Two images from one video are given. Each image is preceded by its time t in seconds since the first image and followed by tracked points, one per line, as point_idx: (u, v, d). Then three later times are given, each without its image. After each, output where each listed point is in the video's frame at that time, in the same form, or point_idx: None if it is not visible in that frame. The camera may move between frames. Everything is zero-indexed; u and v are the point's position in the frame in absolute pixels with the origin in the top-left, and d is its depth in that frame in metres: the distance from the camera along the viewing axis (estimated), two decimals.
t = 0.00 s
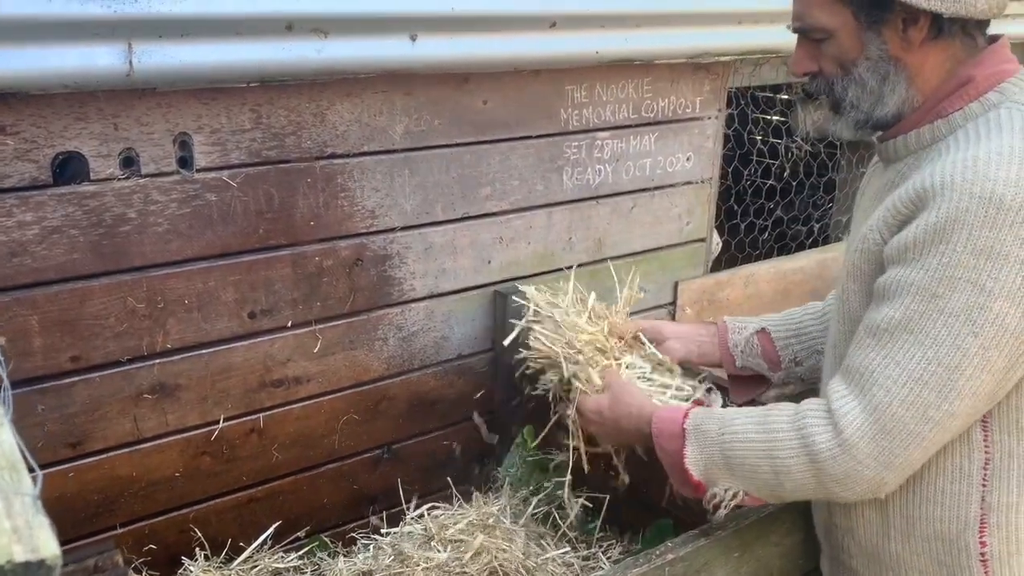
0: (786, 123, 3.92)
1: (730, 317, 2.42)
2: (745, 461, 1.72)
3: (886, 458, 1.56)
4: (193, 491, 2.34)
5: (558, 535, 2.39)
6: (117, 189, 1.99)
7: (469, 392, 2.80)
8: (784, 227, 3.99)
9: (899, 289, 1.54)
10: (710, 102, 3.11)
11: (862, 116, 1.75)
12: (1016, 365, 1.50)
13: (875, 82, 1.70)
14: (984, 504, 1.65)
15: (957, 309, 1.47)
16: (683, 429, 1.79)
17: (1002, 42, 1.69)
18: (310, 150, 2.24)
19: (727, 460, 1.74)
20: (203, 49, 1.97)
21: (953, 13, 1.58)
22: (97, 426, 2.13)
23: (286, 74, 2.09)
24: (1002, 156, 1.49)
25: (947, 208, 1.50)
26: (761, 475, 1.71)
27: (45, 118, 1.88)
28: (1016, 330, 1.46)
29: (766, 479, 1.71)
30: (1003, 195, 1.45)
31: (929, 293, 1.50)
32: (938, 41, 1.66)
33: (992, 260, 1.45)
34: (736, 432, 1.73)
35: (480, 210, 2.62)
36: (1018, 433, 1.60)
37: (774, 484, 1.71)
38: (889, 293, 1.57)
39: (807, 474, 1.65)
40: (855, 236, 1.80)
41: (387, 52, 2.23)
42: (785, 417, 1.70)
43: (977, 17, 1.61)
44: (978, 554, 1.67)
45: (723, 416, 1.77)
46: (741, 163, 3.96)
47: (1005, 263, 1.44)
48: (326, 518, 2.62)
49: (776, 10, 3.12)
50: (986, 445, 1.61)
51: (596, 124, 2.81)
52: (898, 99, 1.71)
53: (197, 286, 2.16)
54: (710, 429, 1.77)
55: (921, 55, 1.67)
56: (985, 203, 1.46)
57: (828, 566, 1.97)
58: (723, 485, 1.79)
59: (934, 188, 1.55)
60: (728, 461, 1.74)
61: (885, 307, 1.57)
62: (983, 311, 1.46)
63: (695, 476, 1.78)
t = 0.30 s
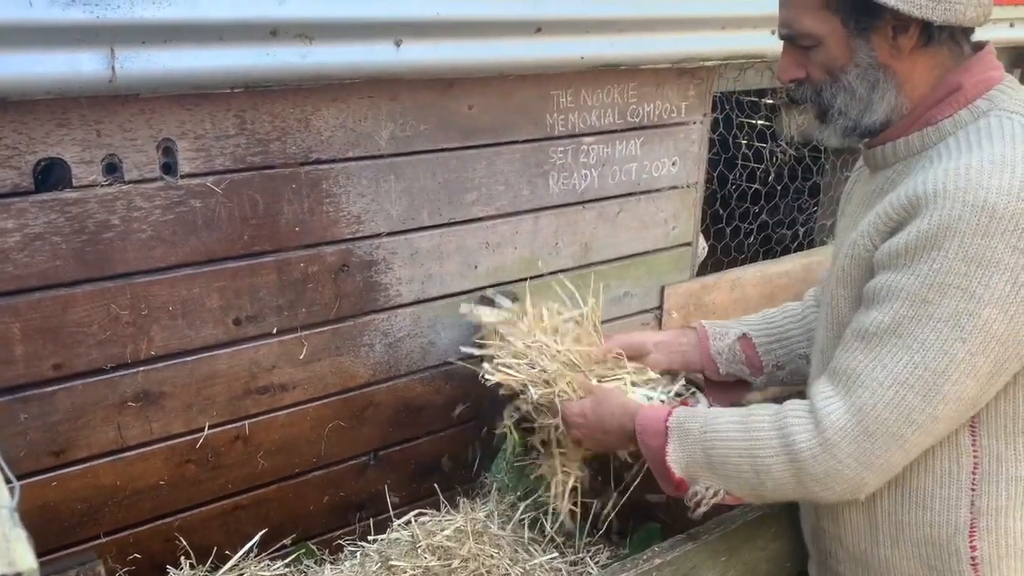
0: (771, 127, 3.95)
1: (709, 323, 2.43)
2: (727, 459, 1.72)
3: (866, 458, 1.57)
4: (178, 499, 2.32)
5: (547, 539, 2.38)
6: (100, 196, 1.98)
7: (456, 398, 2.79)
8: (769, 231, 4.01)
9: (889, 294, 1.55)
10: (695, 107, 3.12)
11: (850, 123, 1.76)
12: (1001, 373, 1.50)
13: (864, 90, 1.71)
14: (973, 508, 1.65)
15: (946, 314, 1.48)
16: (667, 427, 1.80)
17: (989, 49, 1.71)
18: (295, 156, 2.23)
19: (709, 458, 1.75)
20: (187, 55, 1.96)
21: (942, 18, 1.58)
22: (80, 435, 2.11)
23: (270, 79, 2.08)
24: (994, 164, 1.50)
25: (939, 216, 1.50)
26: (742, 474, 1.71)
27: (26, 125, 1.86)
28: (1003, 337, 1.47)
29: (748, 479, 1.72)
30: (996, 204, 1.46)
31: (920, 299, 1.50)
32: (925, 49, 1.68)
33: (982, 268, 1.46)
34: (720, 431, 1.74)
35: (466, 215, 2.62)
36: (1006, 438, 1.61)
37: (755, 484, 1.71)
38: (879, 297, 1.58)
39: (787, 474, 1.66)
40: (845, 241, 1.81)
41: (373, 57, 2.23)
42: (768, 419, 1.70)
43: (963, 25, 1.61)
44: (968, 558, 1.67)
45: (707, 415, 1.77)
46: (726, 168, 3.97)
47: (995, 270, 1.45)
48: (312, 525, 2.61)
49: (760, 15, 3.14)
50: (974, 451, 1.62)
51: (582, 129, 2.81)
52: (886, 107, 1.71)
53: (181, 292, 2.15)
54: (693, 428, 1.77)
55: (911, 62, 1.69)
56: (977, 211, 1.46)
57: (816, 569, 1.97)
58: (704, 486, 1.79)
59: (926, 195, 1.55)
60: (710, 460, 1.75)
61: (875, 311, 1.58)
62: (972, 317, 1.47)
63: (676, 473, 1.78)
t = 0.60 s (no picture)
0: (759, 129, 3.96)
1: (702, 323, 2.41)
2: (722, 453, 1.71)
3: (860, 459, 1.57)
4: (167, 504, 2.31)
5: (537, 542, 2.37)
6: (87, 199, 1.96)
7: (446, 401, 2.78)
8: (759, 233, 4.02)
9: (886, 294, 1.55)
10: (684, 108, 3.13)
11: (841, 122, 1.76)
12: (996, 373, 1.51)
13: (856, 90, 1.71)
14: (967, 508, 1.66)
15: (943, 315, 1.49)
16: (661, 420, 1.81)
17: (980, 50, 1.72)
18: (283, 158, 2.23)
19: (702, 454, 1.74)
20: (174, 58, 1.95)
21: (934, 22, 1.59)
22: (67, 441, 2.09)
23: (258, 82, 2.07)
24: (991, 164, 1.51)
25: (937, 216, 1.51)
26: (735, 471, 1.71)
27: (11, 128, 1.85)
28: (998, 336, 1.48)
29: (739, 476, 1.71)
30: (992, 205, 1.47)
31: (917, 299, 1.51)
32: (917, 51, 1.68)
33: (980, 270, 1.46)
34: (714, 427, 1.73)
35: (456, 217, 2.62)
36: (999, 438, 1.62)
37: (748, 481, 1.71)
38: (875, 297, 1.58)
39: (780, 473, 1.66)
40: (839, 244, 1.81)
41: (361, 59, 2.22)
42: (761, 415, 1.70)
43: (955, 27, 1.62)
44: (963, 558, 1.68)
45: (700, 411, 1.76)
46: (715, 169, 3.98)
47: (992, 271, 1.46)
48: (302, 529, 2.60)
49: (748, 17, 3.15)
50: (968, 451, 1.63)
51: (571, 131, 2.81)
52: (877, 108, 1.72)
53: (169, 296, 2.14)
54: (687, 425, 1.76)
55: (902, 63, 1.69)
56: (974, 213, 1.47)
57: (808, 570, 1.97)
58: (695, 480, 1.78)
59: (923, 196, 1.56)
60: (704, 459, 1.74)
61: (871, 312, 1.58)
62: (969, 318, 1.47)
63: (669, 467, 1.79)
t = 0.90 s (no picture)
0: (752, 129, 3.97)
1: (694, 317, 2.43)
2: (723, 467, 1.71)
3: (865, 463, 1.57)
4: (160, 507, 2.30)
5: (531, 543, 2.37)
6: (78, 201, 1.96)
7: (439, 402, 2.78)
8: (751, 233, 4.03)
9: (887, 296, 1.55)
10: (676, 108, 3.14)
11: (834, 122, 1.76)
12: (997, 373, 1.52)
13: (849, 89, 1.71)
14: (966, 509, 1.66)
15: (946, 316, 1.49)
16: (654, 437, 1.80)
17: (976, 52, 1.73)
18: (275, 160, 2.22)
19: (702, 463, 1.74)
20: (165, 60, 1.94)
21: (928, 22, 1.59)
22: (59, 444, 2.08)
23: (249, 83, 2.07)
24: (993, 166, 1.51)
25: (939, 218, 1.51)
26: (738, 480, 1.71)
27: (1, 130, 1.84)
28: (1000, 337, 1.48)
29: (743, 485, 1.71)
30: (994, 207, 1.47)
31: (919, 301, 1.51)
32: (911, 52, 1.69)
33: (983, 270, 1.47)
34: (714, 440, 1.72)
35: (448, 218, 2.61)
36: (998, 437, 1.62)
37: (750, 490, 1.70)
38: (876, 300, 1.58)
39: (784, 479, 1.66)
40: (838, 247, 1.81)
41: (352, 60, 2.22)
42: (761, 424, 1.70)
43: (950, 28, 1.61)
44: (962, 558, 1.68)
45: (699, 420, 1.76)
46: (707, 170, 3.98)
47: (994, 272, 1.46)
48: (296, 532, 2.59)
49: (741, 17, 3.15)
50: (968, 451, 1.63)
51: (564, 132, 2.81)
52: (870, 107, 1.72)
53: (161, 298, 2.13)
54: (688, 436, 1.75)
55: (894, 63, 1.70)
56: (976, 214, 1.48)
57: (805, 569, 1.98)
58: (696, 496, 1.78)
59: (924, 198, 1.55)
60: (706, 469, 1.74)
61: (872, 314, 1.58)
62: (971, 319, 1.48)
63: (666, 485, 1.78)
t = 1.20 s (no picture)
0: (746, 129, 3.97)
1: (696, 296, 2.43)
2: (708, 462, 1.69)
3: (853, 457, 1.56)
4: (154, 509, 2.29)
5: (527, 543, 2.37)
6: (71, 202, 1.95)
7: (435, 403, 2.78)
8: (746, 233, 4.04)
9: (883, 295, 1.55)
10: (671, 108, 3.14)
11: (828, 132, 1.74)
12: (989, 375, 1.52)
13: (839, 99, 1.71)
14: (964, 509, 1.66)
15: (941, 317, 1.48)
16: (642, 441, 1.77)
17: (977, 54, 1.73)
18: (269, 161, 2.22)
19: (690, 465, 1.71)
20: (158, 61, 1.94)
21: (906, 29, 1.59)
22: (52, 446, 2.08)
23: (244, 84, 2.07)
24: (993, 170, 1.51)
25: (938, 220, 1.51)
26: (724, 481, 1.68)
27: None
28: (993, 339, 1.48)
29: (730, 487, 1.68)
30: (993, 210, 1.47)
31: (914, 300, 1.51)
32: (898, 57, 1.68)
33: (980, 272, 1.46)
34: (699, 436, 1.71)
35: (444, 218, 2.61)
36: (995, 438, 1.63)
37: (735, 486, 1.68)
38: (873, 298, 1.58)
39: (772, 476, 1.64)
40: (836, 247, 1.81)
41: (346, 60, 2.21)
42: (749, 423, 1.68)
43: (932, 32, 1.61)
44: (959, 557, 1.68)
45: (687, 424, 1.74)
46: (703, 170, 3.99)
47: (990, 275, 1.46)
48: (291, 533, 2.59)
49: (735, 16, 3.15)
50: (964, 451, 1.64)
51: (559, 132, 2.82)
52: (863, 115, 1.72)
53: (155, 299, 2.13)
54: (676, 438, 1.73)
55: (881, 70, 1.69)
56: (975, 217, 1.47)
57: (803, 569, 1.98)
58: (683, 497, 1.73)
59: (924, 200, 1.55)
60: (693, 471, 1.71)
61: (868, 311, 1.58)
62: (964, 320, 1.47)
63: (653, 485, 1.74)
